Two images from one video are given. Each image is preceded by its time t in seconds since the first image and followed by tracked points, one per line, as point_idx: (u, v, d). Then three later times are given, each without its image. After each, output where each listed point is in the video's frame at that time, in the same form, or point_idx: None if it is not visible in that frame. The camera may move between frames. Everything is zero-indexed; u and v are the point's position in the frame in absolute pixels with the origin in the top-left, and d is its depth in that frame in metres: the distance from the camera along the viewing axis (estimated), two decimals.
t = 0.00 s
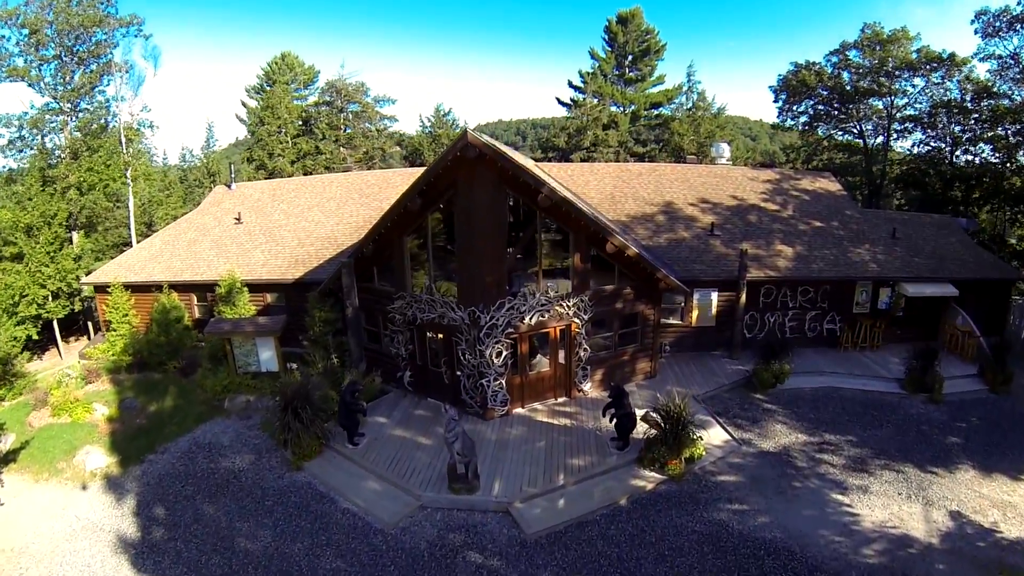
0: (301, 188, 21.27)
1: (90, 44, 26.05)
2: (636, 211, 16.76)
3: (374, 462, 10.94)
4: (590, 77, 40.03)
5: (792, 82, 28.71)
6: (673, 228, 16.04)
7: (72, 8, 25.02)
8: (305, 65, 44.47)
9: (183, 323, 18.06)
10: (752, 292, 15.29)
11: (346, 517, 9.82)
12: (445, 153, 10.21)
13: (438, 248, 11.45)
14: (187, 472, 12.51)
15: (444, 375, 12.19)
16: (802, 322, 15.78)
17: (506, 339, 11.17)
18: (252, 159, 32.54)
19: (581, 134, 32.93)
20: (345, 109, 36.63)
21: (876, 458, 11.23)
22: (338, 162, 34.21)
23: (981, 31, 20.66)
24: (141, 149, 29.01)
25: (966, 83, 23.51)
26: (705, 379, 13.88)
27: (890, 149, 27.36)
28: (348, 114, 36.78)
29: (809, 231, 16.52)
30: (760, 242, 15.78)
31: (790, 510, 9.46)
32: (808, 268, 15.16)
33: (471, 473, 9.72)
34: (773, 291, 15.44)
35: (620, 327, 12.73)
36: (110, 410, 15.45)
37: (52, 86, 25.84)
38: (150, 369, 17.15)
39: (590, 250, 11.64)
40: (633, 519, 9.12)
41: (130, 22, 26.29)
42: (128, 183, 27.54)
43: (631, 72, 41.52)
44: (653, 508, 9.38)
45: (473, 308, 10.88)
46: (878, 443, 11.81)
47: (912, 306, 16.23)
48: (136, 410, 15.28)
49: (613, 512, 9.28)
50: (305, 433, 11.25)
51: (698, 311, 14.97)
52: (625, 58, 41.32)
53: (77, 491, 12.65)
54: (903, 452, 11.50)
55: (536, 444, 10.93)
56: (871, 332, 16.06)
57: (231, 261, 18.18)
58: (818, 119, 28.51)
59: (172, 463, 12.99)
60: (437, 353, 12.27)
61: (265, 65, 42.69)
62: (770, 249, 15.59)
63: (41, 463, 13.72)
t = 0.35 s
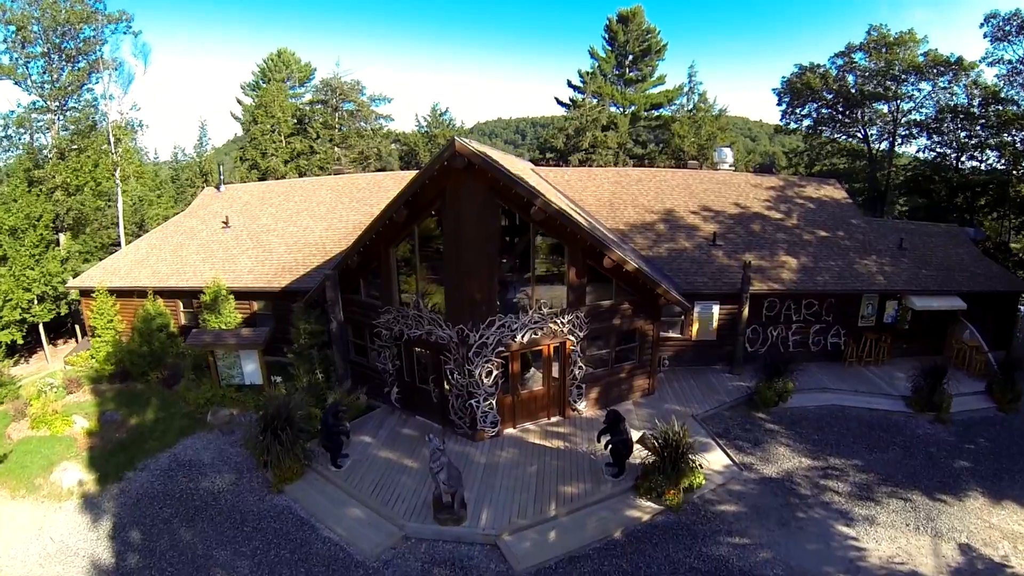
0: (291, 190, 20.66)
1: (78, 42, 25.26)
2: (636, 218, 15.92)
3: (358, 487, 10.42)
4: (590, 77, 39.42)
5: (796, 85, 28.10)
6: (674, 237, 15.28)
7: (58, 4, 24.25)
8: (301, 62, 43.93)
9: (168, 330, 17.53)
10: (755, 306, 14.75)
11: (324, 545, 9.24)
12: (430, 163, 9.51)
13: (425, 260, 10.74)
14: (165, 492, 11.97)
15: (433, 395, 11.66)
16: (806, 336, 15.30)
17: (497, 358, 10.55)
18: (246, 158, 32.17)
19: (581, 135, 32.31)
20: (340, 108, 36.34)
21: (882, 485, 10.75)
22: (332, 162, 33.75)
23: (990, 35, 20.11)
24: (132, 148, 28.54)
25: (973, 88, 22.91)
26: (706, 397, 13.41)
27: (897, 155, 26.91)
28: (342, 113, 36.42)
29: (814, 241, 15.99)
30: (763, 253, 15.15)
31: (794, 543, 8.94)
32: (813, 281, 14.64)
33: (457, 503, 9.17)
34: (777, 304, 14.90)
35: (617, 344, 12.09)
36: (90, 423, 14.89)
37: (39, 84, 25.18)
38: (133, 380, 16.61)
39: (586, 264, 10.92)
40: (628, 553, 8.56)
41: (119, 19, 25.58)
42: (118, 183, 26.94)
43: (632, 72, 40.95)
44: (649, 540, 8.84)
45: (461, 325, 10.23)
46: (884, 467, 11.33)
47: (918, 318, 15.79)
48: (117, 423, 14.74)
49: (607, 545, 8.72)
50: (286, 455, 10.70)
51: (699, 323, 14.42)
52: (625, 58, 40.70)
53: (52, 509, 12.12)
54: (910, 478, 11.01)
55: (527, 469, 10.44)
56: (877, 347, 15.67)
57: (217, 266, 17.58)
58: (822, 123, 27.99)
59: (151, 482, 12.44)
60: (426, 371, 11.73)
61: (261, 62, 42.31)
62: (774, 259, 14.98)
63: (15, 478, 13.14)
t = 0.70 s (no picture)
0: (287, 193, 19.97)
1: (71, 41, 24.80)
2: (642, 225, 14.96)
3: (347, 514, 9.91)
4: (595, 76, 38.75)
5: (805, 87, 27.32)
6: (681, 245, 14.37)
7: (51, 3, 23.77)
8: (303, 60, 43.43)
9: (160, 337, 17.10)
10: (765, 320, 14.14)
11: None
12: (422, 173, 8.80)
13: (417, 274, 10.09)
14: (148, 512, 11.49)
15: (428, 416, 11.15)
16: (818, 351, 14.78)
17: (494, 379, 9.95)
18: (244, 157, 31.65)
19: (585, 135, 31.66)
20: (340, 107, 35.52)
21: (896, 515, 10.19)
22: (331, 162, 33.10)
23: (1006, 38, 19.39)
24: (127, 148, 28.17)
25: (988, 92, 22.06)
26: (713, 416, 12.91)
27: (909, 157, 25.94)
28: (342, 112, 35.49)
29: (826, 251, 15.42)
30: (774, 264, 14.46)
31: None
32: (825, 294, 14.06)
33: (449, 536, 8.55)
34: (788, 317, 14.32)
35: (620, 363, 11.48)
36: (77, 435, 14.45)
37: (31, 85, 24.70)
38: (122, 390, 16.18)
39: (588, 279, 10.20)
40: None
41: (113, 18, 25.16)
42: (112, 184, 26.60)
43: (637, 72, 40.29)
44: None
45: (455, 344, 9.57)
46: (898, 496, 10.77)
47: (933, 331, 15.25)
48: (104, 437, 14.30)
49: None
50: (272, 479, 10.19)
51: (706, 338, 13.81)
52: (631, 57, 40.04)
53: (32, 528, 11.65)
54: (926, 508, 10.43)
55: (524, 497, 9.92)
56: (890, 362, 15.21)
57: (209, 272, 16.96)
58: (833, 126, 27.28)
59: (134, 500, 11.97)
60: (420, 391, 11.21)
61: (263, 60, 41.92)
62: (786, 271, 14.36)
63: None
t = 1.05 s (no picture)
0: (282, 197, 19.29)
1: (63, 41, 24.34)
2: (649, 234, 14.26)
3: (337, 544, 9.41)
4: (600, 75, 38.04)
5: (816, 87, 26.54)
6: (689, 255, 13.70)
7: (41, 2, 23.36)
8: (303, 58, 42.82)
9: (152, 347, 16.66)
10: (777, 332, 13.62)
11: None
12: (412, 186, 7.99)
13: (409, 292, 9.40)
14: (134, 537, 11.02)
15: (424, 438, 10.57)
16: (830, 364, 14.27)
17: (491, 402, 9.36)
18: (242, 158, 31.11)
19: (589, 136, 31.01)
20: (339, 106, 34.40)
21: (916, 545, 9.64)
22: (331, 163, 32.30)
23: None
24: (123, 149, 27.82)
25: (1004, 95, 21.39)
26: (721, 434, 12.42)
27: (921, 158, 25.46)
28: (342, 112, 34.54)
29: (839, 261, 14.84)
30: (786, 274, 13.88)
31: None
32: (840, 306, 13.48)
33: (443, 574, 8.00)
34: (799, 330, 13.82)
35: (627, 382, 10.93)
36: (65, 452, 14.01)
37: (23, 86, 24.19)
38: (112, 404, 15.76)
39: (594, 296, 9.52)
40: None
41: (106, 16, 24.70)
42: (106, 186, 26.11)
43: (643, 70, 39.57)
44: None
45: (450, 368, 8.90)
46: (915, 523, 10.20)
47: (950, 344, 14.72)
48: (92, 454, 13.86)
49: None
50: (259, 506, 9.70)
51: (716, 352, 13.27)
52: (636, 55, 39.33)
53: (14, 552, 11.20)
54: (945, 537, 9.85)
55: (524, 527, 9.39)
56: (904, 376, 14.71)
57: (200, 281, 16.36)
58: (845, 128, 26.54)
59: (120, 523, 11.51)
60: (416, 411, 10.63)
61: (263, 59, 41.36)
62: (798, 282, 13.78)
63: None
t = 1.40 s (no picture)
0: (275, 201, 18.50)
1: (54, 41, 23.77)
2: (657, 244, 13.51)
3: None
4: (605, 76, 37.36)
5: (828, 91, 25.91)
6: (699, 268, 13.01)
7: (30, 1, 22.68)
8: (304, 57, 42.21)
9: (141, 359, 16.11)
10: (788, 352, 13.07)
11: None
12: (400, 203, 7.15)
13: (401, 314, 8.75)
14: (115, 566, 10.50)
15: (417, 465, 10.00)
16: (844, 384, 13.76)
17: (489, 433, 8.77)
18: (239, 160, 30.54)
19: (593, 138, 30.41)
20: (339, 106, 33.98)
21: None
22: (329, 165, 31.77)
23: None
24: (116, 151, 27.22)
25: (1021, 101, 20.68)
26: (731, 460, 11.86)
27: (932, 161, 24.78)
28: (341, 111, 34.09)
29: (854, 274, 14.23)
30: (799, 290, 13.27)
31: None
32: (855, 323, 12.87)
33: None
34: (811, 349, 13.29)
35: (633, 407, 10.38)
36: (49, 471, 13.46)
37: (13, 88, 23.31)
38: (100, 419, 15.23)
39: (600, 319, 8.86)
40: None
41: (97, 16, 24.22)
42: (100, 190, 25.76)
43: (648, 71, 38.88)
44: None
45: (445, 398, 8.31)
46: (935, 557, 9.60)
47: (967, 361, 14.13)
48: (76, 474, 13.34)
49: None
50: (243, 540, 9.11)
51: (725, 372, 12.71)
52: (641, 56, 38.68)
53: None
54: (966, 573, 9.23)
55: (523, 564, 8.79)
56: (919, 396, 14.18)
57: (189, 291, 15.72)
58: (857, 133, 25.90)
59: (101, 550, 10.98)
60: (409, 437, 10.04)
61: (263, 58, 40.78)
62: (812, 297, 13.17)
63: None
